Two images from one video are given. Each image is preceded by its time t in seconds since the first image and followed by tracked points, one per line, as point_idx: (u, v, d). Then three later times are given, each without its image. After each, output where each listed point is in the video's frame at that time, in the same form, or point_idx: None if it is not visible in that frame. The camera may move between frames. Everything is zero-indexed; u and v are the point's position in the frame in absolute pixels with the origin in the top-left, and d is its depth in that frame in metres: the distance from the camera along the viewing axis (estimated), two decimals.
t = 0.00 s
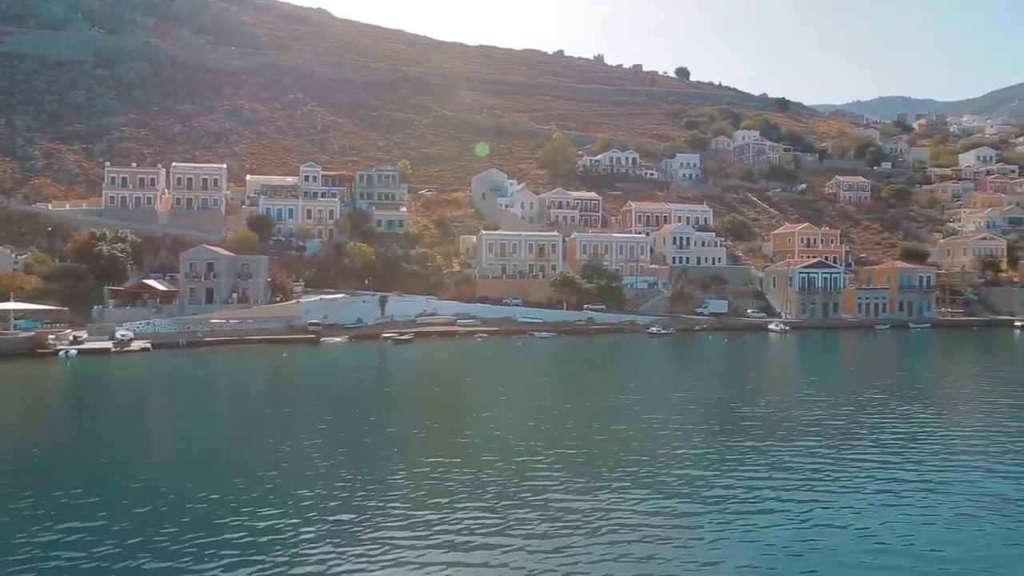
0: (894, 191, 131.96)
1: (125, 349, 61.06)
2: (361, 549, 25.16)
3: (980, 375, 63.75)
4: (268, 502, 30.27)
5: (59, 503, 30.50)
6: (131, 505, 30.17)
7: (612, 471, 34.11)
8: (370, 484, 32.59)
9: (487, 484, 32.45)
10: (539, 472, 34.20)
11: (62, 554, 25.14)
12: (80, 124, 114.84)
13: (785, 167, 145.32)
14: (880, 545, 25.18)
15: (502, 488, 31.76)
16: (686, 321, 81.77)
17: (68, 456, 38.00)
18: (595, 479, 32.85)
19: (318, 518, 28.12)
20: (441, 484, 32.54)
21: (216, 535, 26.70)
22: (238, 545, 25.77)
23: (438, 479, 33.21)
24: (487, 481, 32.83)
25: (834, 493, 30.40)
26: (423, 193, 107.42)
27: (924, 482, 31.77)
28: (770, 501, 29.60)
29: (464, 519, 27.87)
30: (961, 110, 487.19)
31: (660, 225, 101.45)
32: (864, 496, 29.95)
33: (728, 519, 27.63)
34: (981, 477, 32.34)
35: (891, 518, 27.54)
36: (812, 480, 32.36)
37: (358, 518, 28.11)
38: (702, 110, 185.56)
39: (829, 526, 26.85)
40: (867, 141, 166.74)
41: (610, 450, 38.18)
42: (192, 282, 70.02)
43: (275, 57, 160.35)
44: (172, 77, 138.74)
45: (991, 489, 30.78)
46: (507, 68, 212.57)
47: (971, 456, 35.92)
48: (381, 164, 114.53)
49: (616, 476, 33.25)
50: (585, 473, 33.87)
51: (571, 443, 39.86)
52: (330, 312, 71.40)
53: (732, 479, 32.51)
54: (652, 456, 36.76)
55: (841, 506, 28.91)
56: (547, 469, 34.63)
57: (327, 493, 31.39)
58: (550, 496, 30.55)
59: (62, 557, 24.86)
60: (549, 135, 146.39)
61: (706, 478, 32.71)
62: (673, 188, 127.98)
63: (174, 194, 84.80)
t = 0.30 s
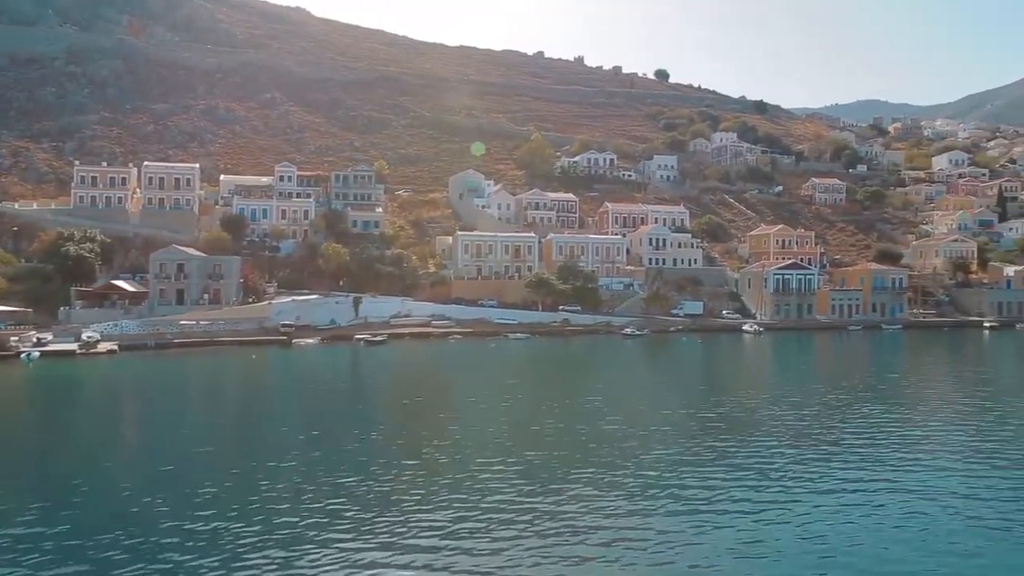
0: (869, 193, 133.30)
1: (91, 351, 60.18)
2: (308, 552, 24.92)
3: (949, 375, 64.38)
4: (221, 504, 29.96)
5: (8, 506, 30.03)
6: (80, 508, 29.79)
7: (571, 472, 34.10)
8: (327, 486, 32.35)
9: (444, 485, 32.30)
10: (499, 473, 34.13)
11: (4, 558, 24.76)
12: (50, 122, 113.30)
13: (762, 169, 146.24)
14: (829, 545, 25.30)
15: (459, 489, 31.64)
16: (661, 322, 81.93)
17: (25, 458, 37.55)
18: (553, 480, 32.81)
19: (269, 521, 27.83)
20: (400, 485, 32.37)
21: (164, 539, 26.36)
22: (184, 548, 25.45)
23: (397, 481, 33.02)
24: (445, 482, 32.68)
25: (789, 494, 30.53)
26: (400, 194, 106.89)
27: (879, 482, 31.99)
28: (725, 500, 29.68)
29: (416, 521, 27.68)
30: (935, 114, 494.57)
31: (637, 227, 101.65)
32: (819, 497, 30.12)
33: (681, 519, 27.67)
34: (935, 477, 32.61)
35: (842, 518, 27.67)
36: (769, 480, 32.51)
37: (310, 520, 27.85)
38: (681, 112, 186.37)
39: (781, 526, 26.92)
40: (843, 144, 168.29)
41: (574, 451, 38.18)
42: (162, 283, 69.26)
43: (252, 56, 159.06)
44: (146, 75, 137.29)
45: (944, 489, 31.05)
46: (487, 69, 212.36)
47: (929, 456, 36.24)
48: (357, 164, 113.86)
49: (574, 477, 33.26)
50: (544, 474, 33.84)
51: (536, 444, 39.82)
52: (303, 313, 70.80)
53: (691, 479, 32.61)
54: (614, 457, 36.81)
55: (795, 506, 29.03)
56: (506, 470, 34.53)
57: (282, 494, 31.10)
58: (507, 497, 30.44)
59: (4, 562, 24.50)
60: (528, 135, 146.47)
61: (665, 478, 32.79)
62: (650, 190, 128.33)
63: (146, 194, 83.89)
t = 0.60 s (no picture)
0: (842, 196, 134.57)
1: (53, 353, 59.04)
2: (248, 554, 24.55)
3: (917, 376, 65.05)
4: (173, 507, 29.40)
5: None
6: (24, 512, 29.17)
7: (529, 472, 33.89)
8: (279, 487, 31.89)
9: (399, 485, 32.00)
10: (456, 474, 33.85)
11: None
12: (17, 120, 111.45)
13: (738, 171, 147.05)
14: (774, 544, 25.35)
15: (413, 490, 31.36)
16: (635, 323, 82.01)
17: None
18: (509, 480, 32.65)
19: (215, 524, 27.38)
20: (353, 486, 31.98)
21: (104, 543, 25.86)
22: (121, 552, 24.94)
23: (351, 482, 32.66)
24: (400, 483, 32.34)
25: (743, 493, 30.58)
26: (375, 195, 106.21)
27: (833, 483, 32.16)
28: (679, 499, 29.67)
29: (364, 522, 27.34)
30: (909, 118, 501.24)
31: (612, 228, 101.71)
32: (772, 496, 30.23)
33: (631, 519, 27.60)
34: (890, 477, 32.86)
35: (792, 518, 27.74)
36: (725, 480, 32.61)
37: (256, 523, 27.42)
38: (658, 114, 187.03)
39: (730, 526, 26.96)
40: (818, 146, 169.77)
41: (536, 452, 38.04)
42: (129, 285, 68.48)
43: (226, 54, 157.43)
44: (116, 73, 135.52)
45: (898, 489, 31.25)
46: (465, 69, 211.92)
47: (888, 456, 36.54)
48: (332, 165, 112.95)
49: (532, 477, 33.07)
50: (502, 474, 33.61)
51: (499, 446, 39.60)
52: (273, 315, 69.97)
53: (647, 480, 32.55)
54: (573, 457, 36.70)
55: (747, 505, 29.13)
56: (463, 471, 34.25)
57: (232, 496, 30.65)
58: (460, 498, 30.14)
59: None
60: (505, 137, 146.20)
61: (622, 478, 32.76)
62: (626, 191, 128.54)
63: (114, 193, 82.54)
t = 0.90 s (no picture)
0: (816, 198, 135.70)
1: (11, 355, 57.77)
2: (190, 559, 24.23)
3: (885, 376, 65.63)
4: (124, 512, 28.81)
5: None
6: None
7: (486, 473, 33.81)
8: (231, 490, 31.52)
9: (354, 488, 31.75)
10: (412, 476, 33.67)
11: None
12: None
13: (713, 173, 147.73)
14: (720, 545, 25.42)
15: (367, 491, 31.13)
16: (609, 324, 81.93)
17: None
18: (465, 481, 32.53)
19: (160, 528, 26.97)
20: (307, 489, 31.69)
21: (45, 548, 25.39)
22: (60, 558, 24.49)
23: (305, 484, 32.34)
24: (355, 485, 32.10)
25: (697, 494, 30.72)
26: (348, 196, 105.43)
27: (789, 483, 32.38)
28: (638, 501, 29.56)
29: (311, 525, 27.06)
30: (882, 122, 507.86)
31: (587, 229, 101.65)
32: (726, 497, 30.36)
33: (581, 520, 27.59)
34: (845, 477, 33.13)
35: (742, 518, 27.88)
36: (681, 480, 32.72)
37: (204, 527, 26.99)
38: (635, 116, 187.57)
39: (679, 527, 27.03)
40: (792, 149, 171.11)
41: (497, 452, 38.00)
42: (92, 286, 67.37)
43: (199, 53, 155.61)
44: (85, 70, 133.49)
45: (851, 488, 31.53)
46: (442, 69, 211.20)
47: (846, 456, 36.85)
48: (305, 165, 111.84)
49: (488, 478, 32.98)
50: (459, 476, 33.46)
51: (460, 447, 39.45)
52: (243, 316, 68.91)
53: (603, 480, 32.60)
54: (533, 458, 36.67)
55: (700, 506, 29.25)
56: (421, 473, 34.08)
57: (181, 499, 30.26)
58: (413, 500, 29.96)
59: None
60: (481, 137, 145.78)
61: (578, 479, 32.79)
62: (602, 192, 128.64)
63: (80, 192, 80.90)
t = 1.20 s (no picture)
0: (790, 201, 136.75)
1: None
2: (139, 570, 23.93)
3: (855, 377, 66.03)
4: (76, 521, 28.30)
5: None
6: None
7: (442, 476, 33.70)
8: (185, 496, 31.13)
9: (307, 492, 31.51)
10: (368, 479, 33.49)
11: None
12: None
13: (689, 174, 148.21)
14: (668, 549, 25.51)
15: (320, 496, 30.91)
16: (582, 326, 81.76)
17: None
18: (420, 484, 32.42)
19: (105, 538, 26.59)
20: (265, 494, 31.37)
21: None
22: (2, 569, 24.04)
23: (258, 488, 32.05)
24: (310, 489, 31.91)
25: (651, 496, 30.85)
26: (321, 196, 104.45)
27: (744, 483, 32.62)
28: (596, 505, 29.65)
29: (259, 533, 26.81)
30: (857, 126, 513.78)
31: (562, 230, 101.49)
32: (685, 499, 30.48)
33: (534, 525, 27.59)
34: (800, 477, 33.42)
35: (694, 520, 28.03)
36: (638, 481, 32.83)
37: (156, 536, 26.66)
38: (612, 117, 187.93)
39: (630, 530, 27.12)
40: (768, 151, 172.31)
41: (457, 453, 37.92)
42: (54, 286, 66.18)
43: (171, 50, 153.58)
44: (53, 67, 131.25)
45: (807, 488, 31.79)
46: (420, 70, 210.18)
47: (806, 455, 37.15)
48: (277, 165, 110.59)
49: (445, 481, 32.88)
50: (414, 479, 33.33)
51: (420, 449, 39.28)
52: (211, 318, 67.91)
53: (560, 483, 32.66)
54: (491, 459, 36.61)
55: (652, 508, 29.36)
56: (377, 476, 33.92)
57: (132, 506, 29.86)
58: (366, 505, 29.80)
59: None
60: (457, 138, 145.19)
61: (535, 482, 32.81)
62: (578, 194, 128.63)
63: (44, 191, 79.20)
